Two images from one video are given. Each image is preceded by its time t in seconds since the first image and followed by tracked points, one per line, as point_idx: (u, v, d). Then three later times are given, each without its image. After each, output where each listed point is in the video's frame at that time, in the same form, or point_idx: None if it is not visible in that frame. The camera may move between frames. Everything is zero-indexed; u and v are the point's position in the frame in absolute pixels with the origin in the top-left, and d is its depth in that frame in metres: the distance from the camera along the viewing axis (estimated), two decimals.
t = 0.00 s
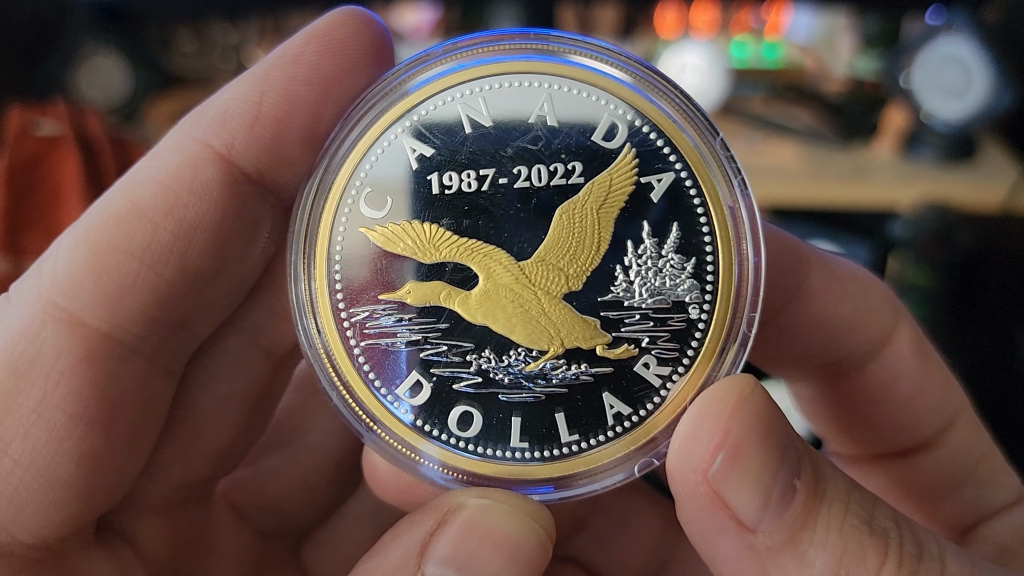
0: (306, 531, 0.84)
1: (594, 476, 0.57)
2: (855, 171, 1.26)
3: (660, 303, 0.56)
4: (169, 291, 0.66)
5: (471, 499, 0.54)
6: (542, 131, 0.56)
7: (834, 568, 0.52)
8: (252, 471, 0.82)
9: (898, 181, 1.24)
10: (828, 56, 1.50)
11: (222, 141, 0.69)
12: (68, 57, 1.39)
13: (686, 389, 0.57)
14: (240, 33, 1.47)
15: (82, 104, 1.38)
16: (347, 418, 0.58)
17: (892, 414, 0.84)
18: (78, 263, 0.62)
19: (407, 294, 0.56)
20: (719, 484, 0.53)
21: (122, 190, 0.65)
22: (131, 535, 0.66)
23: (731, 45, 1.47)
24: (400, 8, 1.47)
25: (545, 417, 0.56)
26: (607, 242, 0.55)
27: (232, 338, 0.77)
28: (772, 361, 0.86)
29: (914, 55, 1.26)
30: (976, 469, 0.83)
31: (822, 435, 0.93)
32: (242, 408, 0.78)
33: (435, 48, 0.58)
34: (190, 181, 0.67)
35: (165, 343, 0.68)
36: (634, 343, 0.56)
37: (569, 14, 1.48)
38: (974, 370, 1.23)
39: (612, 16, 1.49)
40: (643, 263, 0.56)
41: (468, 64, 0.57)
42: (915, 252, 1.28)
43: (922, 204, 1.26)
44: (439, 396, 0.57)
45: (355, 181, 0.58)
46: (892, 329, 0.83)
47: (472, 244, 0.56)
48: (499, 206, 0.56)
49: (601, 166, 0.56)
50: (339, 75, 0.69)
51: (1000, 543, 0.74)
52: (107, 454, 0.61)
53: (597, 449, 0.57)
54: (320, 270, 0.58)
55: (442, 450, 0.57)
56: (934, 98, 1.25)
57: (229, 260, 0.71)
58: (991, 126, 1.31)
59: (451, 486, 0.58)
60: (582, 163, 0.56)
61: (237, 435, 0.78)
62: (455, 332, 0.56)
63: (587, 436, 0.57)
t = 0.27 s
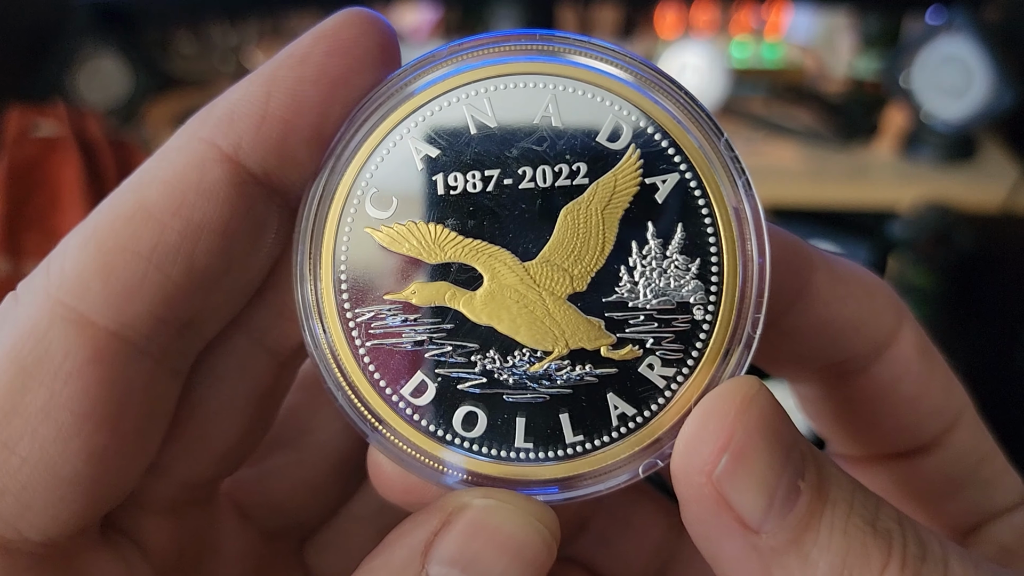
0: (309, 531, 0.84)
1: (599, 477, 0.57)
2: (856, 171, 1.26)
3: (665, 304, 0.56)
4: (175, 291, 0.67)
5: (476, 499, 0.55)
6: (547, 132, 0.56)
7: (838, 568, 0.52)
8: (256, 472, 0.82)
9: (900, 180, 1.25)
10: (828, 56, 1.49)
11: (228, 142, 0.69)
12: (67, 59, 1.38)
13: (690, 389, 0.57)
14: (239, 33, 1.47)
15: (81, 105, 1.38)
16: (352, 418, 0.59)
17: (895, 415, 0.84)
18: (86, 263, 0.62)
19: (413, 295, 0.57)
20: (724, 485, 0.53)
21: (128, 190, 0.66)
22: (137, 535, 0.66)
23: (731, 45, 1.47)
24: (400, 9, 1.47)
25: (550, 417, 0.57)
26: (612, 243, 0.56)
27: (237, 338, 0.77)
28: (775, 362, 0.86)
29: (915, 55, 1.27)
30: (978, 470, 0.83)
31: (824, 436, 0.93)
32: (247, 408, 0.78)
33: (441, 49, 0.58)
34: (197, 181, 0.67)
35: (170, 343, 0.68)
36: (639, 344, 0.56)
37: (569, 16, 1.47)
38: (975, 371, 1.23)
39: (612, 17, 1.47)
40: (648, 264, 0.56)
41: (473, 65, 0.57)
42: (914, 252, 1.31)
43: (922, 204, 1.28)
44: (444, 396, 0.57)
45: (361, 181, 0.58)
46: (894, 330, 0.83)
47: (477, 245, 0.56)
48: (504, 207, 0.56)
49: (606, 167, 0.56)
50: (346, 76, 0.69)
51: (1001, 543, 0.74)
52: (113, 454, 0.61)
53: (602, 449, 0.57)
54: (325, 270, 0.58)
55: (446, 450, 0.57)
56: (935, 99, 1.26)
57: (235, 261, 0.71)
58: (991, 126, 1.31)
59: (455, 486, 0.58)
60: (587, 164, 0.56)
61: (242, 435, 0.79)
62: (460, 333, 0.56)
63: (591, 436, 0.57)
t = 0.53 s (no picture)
0: (310, 530, 0.83)
1: (603, 476, 0.57)
2: (855, 171, 1.26)
3: (670, 303, 0.56)
4: (178, 288, 0.66)
5: (479, 499, 0.54)
6: (552, 131, 0.56)
7: (843, 567, 0.52)
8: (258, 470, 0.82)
9: (899, 179, 1.25)
10: (829, 56, 1.49)
11: (233, 138, 0.68)
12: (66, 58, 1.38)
13: (695, 389, 0.57)
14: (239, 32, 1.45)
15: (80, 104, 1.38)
16: (356, 417, 0.58)
17: (898, 414, 0.84)
18: (89, 258, 0.62)
19: (417, 293, 0.56)
20: (728, 484, 0.53)
21: (132, 186, 0.65)
22: (139, 532, 0.66)
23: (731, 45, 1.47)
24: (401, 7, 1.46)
25: (554, 416, 0.56)
26: (617, 241, 0.55)
27: (239, 336, 0.77)
28: (777, 361, 0.86)
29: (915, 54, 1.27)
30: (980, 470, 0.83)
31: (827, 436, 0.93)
32: (249, 406, 0.78)
33: (447, 47, 0.57)
34: (201, 176, 0.67)
35: (173, 340, 0.68)
36: (644, 342, 0.56)
37: (568, 14, 1.48)
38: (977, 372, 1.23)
39: (612, 16, 1.47)
40: (653, 262, 0.56)
41: (479, 63, 0.57)
42: (913, 252, 1.31)
43: (922, 204, 1.28)
44: (448, 395, 0.57)
45: (365, 179, 0.58)
46: (896, 331, 0.84)
47: (481, 243, 0.55)
48: (509, 205, 0.55)
49: (611, 166, 0.56)
50: (351, 73, 0.69)
51: (1005, 543, 0.73)
52: (116, 451, 0.61)
53: (606, 449, 0.57)
54: (330, 268, 0.58)
55: (450, 449, 0.57)
56: (935, 99, 1.26)
57: (239, 258, 0.71)
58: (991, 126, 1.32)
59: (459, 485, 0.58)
60: (592, 162, 0.56)
61: (244, 433, 0.78)
62: (464, 332, 0.56)
63: (596, 436, 0.57)
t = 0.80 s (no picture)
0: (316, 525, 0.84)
1: (610, 471, 0.58)
2: (855, 171, 1.26)
3: (675, 299, 0.57)
4: (189, 283, 0.67)
5: (488, 493, 0.55)
6: (559, 130, 0.57)
7: (846, 560, 0.53)
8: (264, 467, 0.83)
9: (902, 180, 1.25)
10: (828, 55, 1.50)
11: (245, 135, 0.69)
12: (67, 58, 1.38)
13: (700, 384, 0.57)
14: (238, 33, 1.47)
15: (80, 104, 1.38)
16: (364, 413, 0.59)
17: (900, 411, 0.85)
18: (101, 253, 0.63)
19: (425, 290, 0.57)
20: (734, 474, 0.53)
21: (144, 181, 0.66)
22: (148, 527, 0.66)
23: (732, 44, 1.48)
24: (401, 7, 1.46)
25: (561, 411, 0.57)
26: (624, 239, 0.56)
27: (247, 332, 0.77)
28: (779, 358, 0.86)
29: (914, 55, 1.27)
30: (981, 468, 0.83)
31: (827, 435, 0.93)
32: (257, 402, 0.78)
33: (456, 46, 0.58)
34: (213, 173, 0.68)
35: (183, 336, 0.68)
36: (649, 338, 0.57)
37: (568, 14, 1.49)
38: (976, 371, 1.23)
39: (612, 16, 1.50)
40: (659, 259, 0.56)
41: (488, 62, 0.58)
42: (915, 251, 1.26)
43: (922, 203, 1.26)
44: (456, 391, 0.57)
45: (375, 177, 0.58)
46: (896, 329, 0.84)
47: (489, 240, 0.56)
48: (516, 203, 0.56)
49: (618, 164, 0.57)
50: (361, 72, 0.69)
51: (1006, 543, 0.74)
52: (126, 446, 0.61)
53: (613, 445, 0.57)
54: (340, 265, 0.59)
55: (459, 445, 0.58)
56: (935, 99, 1.26)
57: (248, 254, 0.71)
58: (990, 126, 1.32)
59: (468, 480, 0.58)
60: (599, 161, 0.57)
61: (252, 429, 0.79)
62: (473, 328, 0.57)
63: (602, 431, 0.57)
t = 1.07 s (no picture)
0: (311, 524, 0.84)
1: (605, 468, 0.58)
2: (856, 171, 1.26)
3: (670, 296, 0.57)
4: (185, 281, 0.67)
5: (482, 490, 0.55)
6: (554, 128, 0.57)
7: (840, 556, 0.53)
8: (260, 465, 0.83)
9: (902, 181, 1.25)
10: (828, 56, 1.50)
11: (241, 133, 0.69)
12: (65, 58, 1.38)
13: (694, 381, 0.57)
14: (238, 32, 1.47)
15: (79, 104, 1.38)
16: (359, 411, 0.59)
17: (897, 409, 0.85)
18: (98, 250, 0.63)
19: (420, 288, 0.57)
20: (727, 472, 0.53)
21: (140, 179, 0.66)
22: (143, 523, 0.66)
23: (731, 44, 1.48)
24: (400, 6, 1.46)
25: (556, 408, 0.57)
26: (618, 236, 0.56)
27: (243, 330, 0.77)
28: (776, 356, 0.86)
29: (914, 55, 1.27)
30: (978, 466, 0.84)
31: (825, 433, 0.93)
32: (253, 399, 0.79)
33: (451, 45, 0.58)
34: (209, 171, 0.68)
35: (179, 333, 0.68)
36: (644, 335, 0.57)
37: (568, 14, 1.49)
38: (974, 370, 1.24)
39: (611, 16, 1.49)
40: (653, 256, 0.56)
41: (483, 60, 0.58)
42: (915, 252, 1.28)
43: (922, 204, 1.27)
44: (451, 388, 0.57)
45: (370, 175, 0.58)
46: (892, 326, 0.84)
47: (483, 237, 0.56)
48: (511, 200, 0.56)
49: (612, 162, 0.57)
50: (358, 70, 0.69)
51: (1000, 539, 0.75)
52: (122, 442, 0.61)
53: (607, 442, 0.57)
54: (335, 263, 0.59)
55: (453, 442, 0.58)
56: (935, 98, 1.26)
57: (244, 252, 0.71)
58: (991, 126, 1.32)
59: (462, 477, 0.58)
60: (593, 159, 0.57)
61: (248, 427, 0.79)
62: (468, 325, 0.57)
63: (596, 428, 0.57)
